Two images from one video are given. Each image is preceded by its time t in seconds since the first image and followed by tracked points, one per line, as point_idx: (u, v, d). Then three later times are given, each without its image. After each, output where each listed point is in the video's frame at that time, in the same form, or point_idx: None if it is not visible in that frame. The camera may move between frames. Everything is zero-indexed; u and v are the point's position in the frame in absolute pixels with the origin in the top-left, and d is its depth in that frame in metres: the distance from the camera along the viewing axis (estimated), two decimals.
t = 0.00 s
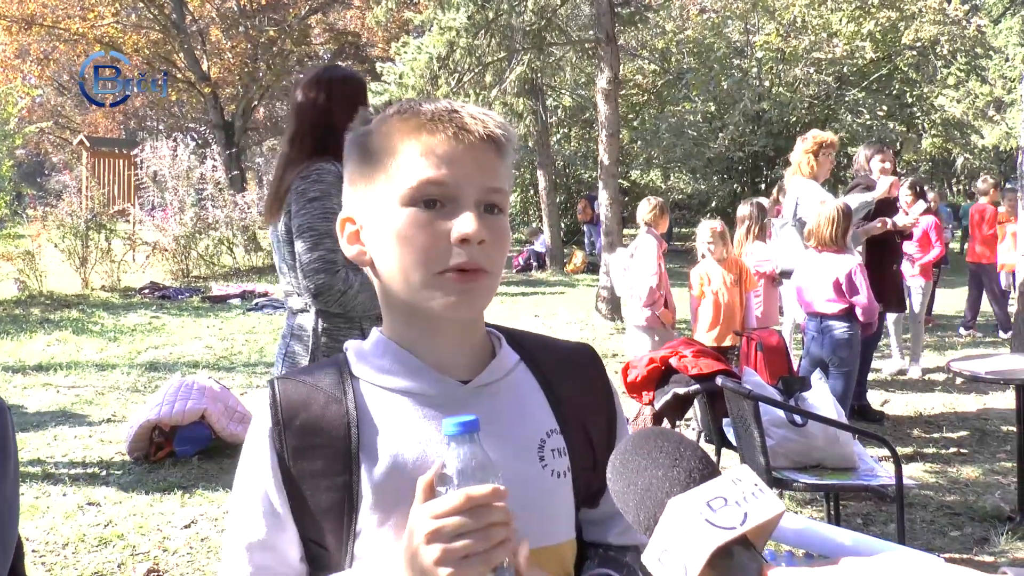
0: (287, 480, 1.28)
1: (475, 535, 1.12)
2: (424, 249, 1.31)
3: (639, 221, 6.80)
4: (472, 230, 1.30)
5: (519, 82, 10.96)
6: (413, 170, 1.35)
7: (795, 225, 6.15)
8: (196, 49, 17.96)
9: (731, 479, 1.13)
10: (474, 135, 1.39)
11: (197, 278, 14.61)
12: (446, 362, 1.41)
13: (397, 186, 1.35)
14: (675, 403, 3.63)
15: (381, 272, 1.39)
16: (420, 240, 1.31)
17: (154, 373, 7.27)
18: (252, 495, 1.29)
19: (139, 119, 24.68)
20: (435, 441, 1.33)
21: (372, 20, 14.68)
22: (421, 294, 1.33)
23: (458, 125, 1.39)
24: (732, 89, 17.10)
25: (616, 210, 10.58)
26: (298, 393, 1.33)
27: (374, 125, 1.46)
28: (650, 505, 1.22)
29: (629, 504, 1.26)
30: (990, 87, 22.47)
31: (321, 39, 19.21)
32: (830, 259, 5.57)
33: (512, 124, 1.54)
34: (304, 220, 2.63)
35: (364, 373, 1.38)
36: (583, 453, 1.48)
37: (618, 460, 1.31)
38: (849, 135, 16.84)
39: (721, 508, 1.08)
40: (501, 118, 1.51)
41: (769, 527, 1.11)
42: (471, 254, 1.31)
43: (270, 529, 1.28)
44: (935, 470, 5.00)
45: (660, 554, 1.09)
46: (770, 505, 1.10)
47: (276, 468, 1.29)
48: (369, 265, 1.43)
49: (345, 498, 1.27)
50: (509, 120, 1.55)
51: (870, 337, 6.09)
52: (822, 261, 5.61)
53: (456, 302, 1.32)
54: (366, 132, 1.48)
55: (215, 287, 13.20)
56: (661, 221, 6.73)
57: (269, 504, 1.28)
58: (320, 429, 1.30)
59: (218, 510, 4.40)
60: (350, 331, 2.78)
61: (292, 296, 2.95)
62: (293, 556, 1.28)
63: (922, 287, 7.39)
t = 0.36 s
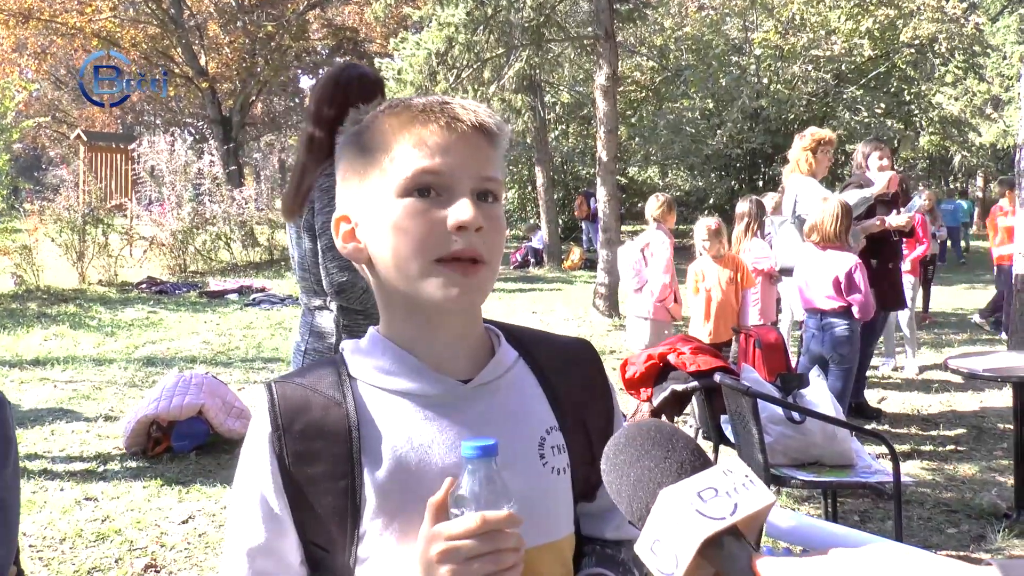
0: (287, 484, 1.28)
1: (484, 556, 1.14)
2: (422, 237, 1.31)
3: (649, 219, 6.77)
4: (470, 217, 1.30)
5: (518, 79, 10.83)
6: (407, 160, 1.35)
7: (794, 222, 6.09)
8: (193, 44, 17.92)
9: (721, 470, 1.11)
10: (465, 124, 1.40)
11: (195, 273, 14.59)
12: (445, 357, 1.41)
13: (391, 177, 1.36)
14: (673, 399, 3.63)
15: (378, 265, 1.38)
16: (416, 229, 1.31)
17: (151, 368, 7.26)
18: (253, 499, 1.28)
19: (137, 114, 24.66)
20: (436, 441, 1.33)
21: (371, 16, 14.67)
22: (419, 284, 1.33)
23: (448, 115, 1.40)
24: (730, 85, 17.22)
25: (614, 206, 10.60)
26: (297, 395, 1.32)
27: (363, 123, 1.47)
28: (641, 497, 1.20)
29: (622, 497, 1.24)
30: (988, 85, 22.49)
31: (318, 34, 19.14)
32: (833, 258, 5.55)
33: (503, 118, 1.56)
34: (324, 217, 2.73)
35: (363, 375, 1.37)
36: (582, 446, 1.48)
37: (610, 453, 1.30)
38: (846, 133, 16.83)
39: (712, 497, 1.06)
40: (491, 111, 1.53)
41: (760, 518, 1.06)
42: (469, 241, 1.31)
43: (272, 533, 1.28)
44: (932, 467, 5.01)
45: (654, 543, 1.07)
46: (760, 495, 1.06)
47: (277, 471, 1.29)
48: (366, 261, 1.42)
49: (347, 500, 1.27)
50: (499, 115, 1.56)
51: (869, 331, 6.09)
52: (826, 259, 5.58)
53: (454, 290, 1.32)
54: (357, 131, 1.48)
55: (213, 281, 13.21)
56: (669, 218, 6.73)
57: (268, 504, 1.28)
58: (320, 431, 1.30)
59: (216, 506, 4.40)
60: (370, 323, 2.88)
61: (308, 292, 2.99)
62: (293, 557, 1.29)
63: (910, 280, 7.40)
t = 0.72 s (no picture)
0: (279, 476, 1.28)
1: (480, 546, 1.13)
2: (419, 232, 1.31)
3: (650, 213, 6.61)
4: (467, 211, 1.30)
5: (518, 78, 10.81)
6: (405, 156, 1.36)
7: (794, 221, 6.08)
8: (193, 40, 17.91)
9: (714, 461, 1.10)
10: (463, 122, 1.41)
11: (194, 270, 14.53)
12: (441, 354, 1.41)
13: (389, 173, 1.36)
14: (672, 399, 3.62)
15: (375, 260, 1.38)
16: (413, 223, 1.31)
17: (150, 365, 7.26)
18: (243, 490, 1.28)
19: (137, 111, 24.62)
20: (427, 439, 1.33)
21: (372, 13, 14.66)
22: (416, 278, 1.32)
23: (447, 114, 1.41)
24: (731, 86, 17.27)
25: (614, 205, 10.60)
26: (291, 389, 1.32)
27: (363, 123, 1.48)
28: (633, 485, 1.19)
29: (612, 486, 1.23)
30: (988, 87, 22.49)
31: (318, 32, 19.14)
32: (829, 257, 5.56)
33: (502, 119, 1.57)
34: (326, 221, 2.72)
35: (356, 370, 1.37)
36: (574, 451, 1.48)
37: (601, 443, 1.28)
38: (846, 133, 16.83)
39: (704, 487, 1.06)
40: (490, 112, 1.54)
41: (752, 509, 1.06)
42: (465, 234, 1.31)
43: (262, 525, 1.28)
44: (931, 467, 5.02)
45: (646, 534, 1.07)
46: (752, 486, 1.06)
47: (268, 464, 1.29)
48: (364, 258, 1.42)
49: (337, 495, 1.27)
50: (499, 117, 1.57)
51: (867, 332, 6.09)
52: (822, 258, 5.59)
53: (451, 283, 1.31)
54: (356, 131, 1.49)
55: (212, 279, 13.19)
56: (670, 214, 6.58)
57: (259, 496, 1.28)
58: (313, 427, 1.30)
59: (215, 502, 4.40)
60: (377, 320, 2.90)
61: (313, 294, 2.96)
62: (281, 551, 1.29)
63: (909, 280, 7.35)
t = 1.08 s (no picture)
0: (289, 470, 1.29)
1: (485, 533, 1.13)
2: (427, 226, 1.32)
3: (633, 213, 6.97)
4: (477, 206, 1.31)
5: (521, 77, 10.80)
6: (415, 153, 1.38)
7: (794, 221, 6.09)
8: (197, 39, 17.92)
9: (710, 439, 1.08)
10: (470, 123, 1.44)
11: (197, 269, 14.52)
12: (447, 354, 1.42)
13: (397, 171, 1.38)
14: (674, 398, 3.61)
15: (385, 257, 1.39)
16: (422, 219, 1.32)
17: (153, 363, 7.27)
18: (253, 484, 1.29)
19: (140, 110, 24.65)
20: (432, 436, 1.35)
21: (374, 11, 14.68)
22: (425, 274, 1.33)
23: (455, 116, 1.44)
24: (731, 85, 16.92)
25: (617, 205, 10.59)
26: (301, 385, 1.34)
27: (372, 127, 1.51)
28: (633, 466, 1.17)
29: (610, 465, 1.22)
30: (991, 86, 22.43)
31: (321, 30, 19.16)
32: (828, 256, 5.52)
33: (508, 123, 1.59)
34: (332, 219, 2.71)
35: (365, 366, 1.39)
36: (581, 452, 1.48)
37: (601, 424, 1.28)
38: (849, 133, 16.81)
39: (701, 467, 1.03)
40: (497, 116, 1.56)
41: (749, 486, 1.03)
42: (475, 229, 1.31)
43: (273, 521, 1.28)
44: (933, 468, 5.01)
45: (644, 514, 1.05)
46: (749, 463, 1.03)
47: (279, 459, 1.30)
48: (374, 257, 1.44)
49: (347, 489, 1.29)
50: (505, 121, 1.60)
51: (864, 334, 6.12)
52: (820, 257, 5.56)
53: (458, 279, 1.31)
54: (368, 133, 1.52)
55: (214, 277, 13.20)
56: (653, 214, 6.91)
57: (270, 489, 1.29)
58: (324, 423, 1.31)
59: (218, 501, 4.41)
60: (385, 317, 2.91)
61: (318, 294, 2.96)
62: (293, 547, 1.30)
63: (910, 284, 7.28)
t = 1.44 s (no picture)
0: (302, 465, 1.32)
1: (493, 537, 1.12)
2: (438, 223, 1.33)
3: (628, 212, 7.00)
4: (487, 203, 1.31)
5: (522, 76, 10.79)
6: (425, 148, 1.38)
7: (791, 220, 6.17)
8: (197, 38, 17.92)
9: (712, 434, 1.08)
10: (480, 118, 1.45)
11: (198, 268, 14.53)
12: (459, 351, 1.44)
13: (408, 167, 1.39)
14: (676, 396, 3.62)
15: (396, 253, 1.41)
16: (431, 216, 1.33)
17: (154, 363, 7.26)
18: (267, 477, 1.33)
19: (140, 110, 24.66)
20: (445, 432, 1.38)
21: (375, 11, 14.69)
22: (436, 271, 1.34)
23: (467, 110, 1.45)
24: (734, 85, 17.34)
25: (617, 204, 10.60)
26: (315, 382, 1.37)
27: (385, 122, 1.53)
28: (633, 461, 1.17)
29: (609, 458, 1.23)
30: (992, 86, 22.40)
31: (322, 29, 19.17)
32: (819, 253, 5.57)
33: (519, 118, 1.60)
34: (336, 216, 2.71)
35: (377, 361, 1.42)
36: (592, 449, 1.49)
37: (600, 418, 1.28)
38: (850, 132, 16.79)
39: (701, 461, 1.03)
40: (508, 110, 1.57)
41: (751, 481, 1.03)
42: (485, 226, 1.31)
43: (286, 513, 1.31)
44: (933, 467, 5.01)
45: (644, 508, 1.06)
46: (752, 458, 1.02)
47: (292, 453, 1.33)
48: (387, 253, 1.46)
49: (360, 485, 1.31)
50: (516, 115, 1.60)
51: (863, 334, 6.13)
52: (811, 254, 5.62)
53: (468, 276, 1.32)
54: (380, 129, 1.53)
55: (215, 277, 13.20)
56: (648, 212, 6.95)
57: (284, 481, 1.32)
58: (337, 419, 1.34)
59: (220, 500, 4.40)
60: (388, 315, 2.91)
61: (321, 291, 2.97)
62: (306, 539, 1.33)
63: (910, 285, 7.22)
